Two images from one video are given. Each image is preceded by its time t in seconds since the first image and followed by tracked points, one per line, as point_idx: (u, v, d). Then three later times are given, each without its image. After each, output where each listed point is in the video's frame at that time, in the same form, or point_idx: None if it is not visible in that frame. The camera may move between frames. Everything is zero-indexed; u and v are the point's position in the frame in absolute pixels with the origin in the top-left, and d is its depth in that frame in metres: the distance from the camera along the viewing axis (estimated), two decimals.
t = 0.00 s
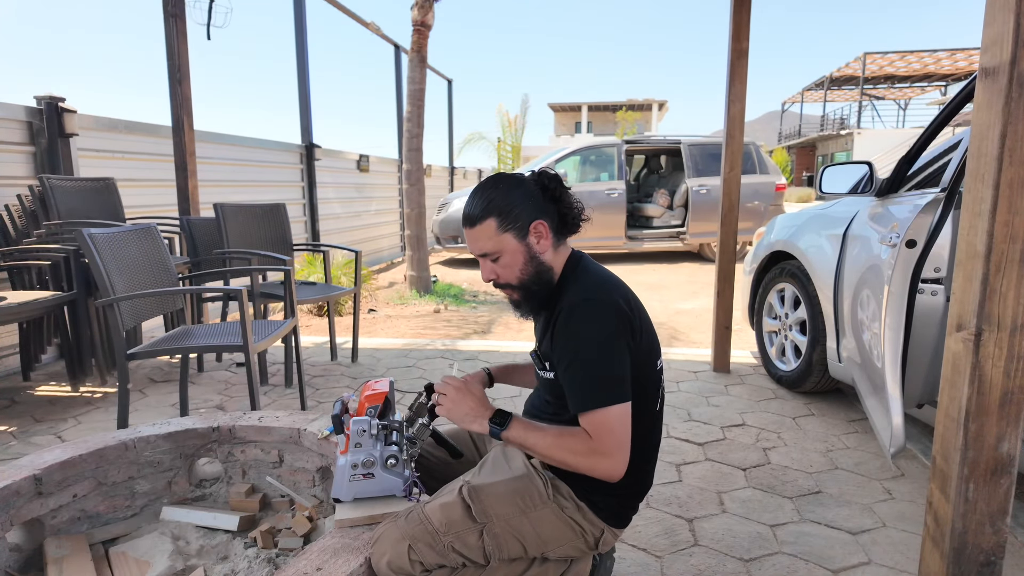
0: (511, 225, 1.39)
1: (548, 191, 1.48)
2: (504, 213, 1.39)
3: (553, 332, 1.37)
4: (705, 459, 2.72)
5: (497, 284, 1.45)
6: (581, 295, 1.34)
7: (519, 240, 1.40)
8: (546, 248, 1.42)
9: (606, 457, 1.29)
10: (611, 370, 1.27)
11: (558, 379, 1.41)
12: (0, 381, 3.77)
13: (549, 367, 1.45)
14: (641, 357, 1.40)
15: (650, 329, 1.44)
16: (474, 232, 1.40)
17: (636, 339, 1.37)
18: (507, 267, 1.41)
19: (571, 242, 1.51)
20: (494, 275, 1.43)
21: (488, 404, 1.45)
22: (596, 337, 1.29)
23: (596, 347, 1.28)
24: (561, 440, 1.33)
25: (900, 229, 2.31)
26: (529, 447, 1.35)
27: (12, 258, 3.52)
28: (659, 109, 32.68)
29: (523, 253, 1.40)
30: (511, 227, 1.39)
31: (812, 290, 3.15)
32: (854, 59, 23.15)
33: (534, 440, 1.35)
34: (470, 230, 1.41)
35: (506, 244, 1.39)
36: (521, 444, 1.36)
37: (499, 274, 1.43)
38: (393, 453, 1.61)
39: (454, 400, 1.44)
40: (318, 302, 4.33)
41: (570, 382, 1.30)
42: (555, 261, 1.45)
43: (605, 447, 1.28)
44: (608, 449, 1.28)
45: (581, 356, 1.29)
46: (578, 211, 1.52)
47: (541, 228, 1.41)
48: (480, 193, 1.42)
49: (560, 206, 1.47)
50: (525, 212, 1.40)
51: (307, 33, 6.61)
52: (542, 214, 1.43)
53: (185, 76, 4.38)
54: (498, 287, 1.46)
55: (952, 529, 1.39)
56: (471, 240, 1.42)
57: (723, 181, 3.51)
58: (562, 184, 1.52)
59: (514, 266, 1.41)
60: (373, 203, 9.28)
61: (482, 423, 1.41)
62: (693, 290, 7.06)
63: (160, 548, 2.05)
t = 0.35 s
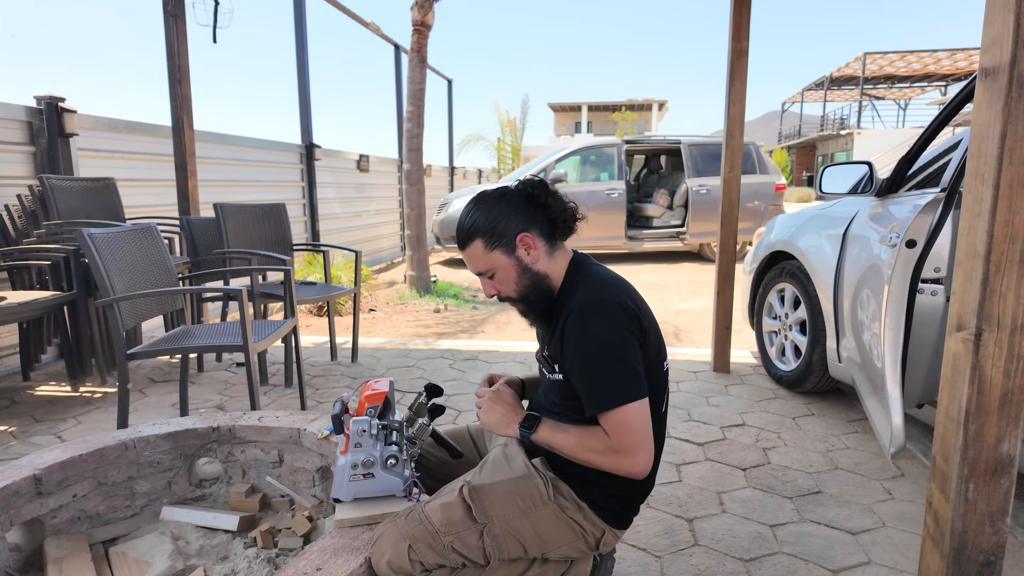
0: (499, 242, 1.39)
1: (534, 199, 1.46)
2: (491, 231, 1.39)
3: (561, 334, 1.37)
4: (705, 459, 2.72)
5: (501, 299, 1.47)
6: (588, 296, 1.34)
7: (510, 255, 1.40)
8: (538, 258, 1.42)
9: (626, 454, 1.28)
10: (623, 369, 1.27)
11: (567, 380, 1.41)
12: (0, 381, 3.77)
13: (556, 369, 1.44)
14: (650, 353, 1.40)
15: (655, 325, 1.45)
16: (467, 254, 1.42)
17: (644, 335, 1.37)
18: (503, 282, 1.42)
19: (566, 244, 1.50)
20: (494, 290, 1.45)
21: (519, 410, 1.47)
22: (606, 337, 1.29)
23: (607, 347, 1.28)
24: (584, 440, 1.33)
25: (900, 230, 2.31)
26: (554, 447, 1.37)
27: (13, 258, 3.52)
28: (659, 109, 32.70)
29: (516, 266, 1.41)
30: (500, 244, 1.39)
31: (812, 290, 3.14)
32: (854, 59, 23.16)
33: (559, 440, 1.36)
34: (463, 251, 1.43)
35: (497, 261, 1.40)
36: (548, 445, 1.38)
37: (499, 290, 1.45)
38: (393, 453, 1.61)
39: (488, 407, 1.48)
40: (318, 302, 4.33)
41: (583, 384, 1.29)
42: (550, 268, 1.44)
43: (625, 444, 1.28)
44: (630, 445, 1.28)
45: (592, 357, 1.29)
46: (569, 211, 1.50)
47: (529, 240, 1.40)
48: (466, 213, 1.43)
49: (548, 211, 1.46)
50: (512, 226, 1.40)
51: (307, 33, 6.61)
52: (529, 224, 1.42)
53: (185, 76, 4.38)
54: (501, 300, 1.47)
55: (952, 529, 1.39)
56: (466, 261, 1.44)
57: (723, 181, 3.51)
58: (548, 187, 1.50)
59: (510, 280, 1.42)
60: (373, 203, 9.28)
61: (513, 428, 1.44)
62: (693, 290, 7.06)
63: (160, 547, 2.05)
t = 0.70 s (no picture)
0: (496, 246, 1.39)
1: (529, 199, 1.46)
2: (487, 235, 1.39)
3: (563, 334, 1.37)
4: (705, 457, 2.72)
5: (502, 301, 1.47)
6: (588, 295, 1.34)
7: (508, 258, 1.40)
8: (535, 259, 1.42)
9: (632, 452, 1.29)
10: (626, 368, 1.27)
11: (569, 380, 1.41)
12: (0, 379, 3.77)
13: (558, 369, 1.44)
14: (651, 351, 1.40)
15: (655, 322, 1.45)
16: (465, 259, 1.42)
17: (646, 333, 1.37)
18: (503, 285, 1.42)
19: (563, 243, 1.49)
20: (495, 294, 1.45)
21: (524, 418, 1.47)
22: (609, 336, 1.29)
23: (610, 346, 1.28)
24: (589, 442, 1.33)
25: (900, 228, 2.31)
26: (559, 452, 1.37)
27: (13, 256, 3.52)
28: (659, 108, 32.69)
29: (515, 269, 1.41)
30: (497, 247, 1.39)
31: (812, 289, 3.14)
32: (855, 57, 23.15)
33: (564, 445, 1.36)
34: (461, 257, 1.43)
35: (496, 264, 1.40)
36: (554, 451, 1.38)
37: (500, 293, 1.44)
38: (393, 451, 1.61)
39: (491, 416, 1.48)
40: (318, 301, 4.33)
41: (586, 384, 1.29)
42: (548, 269, 1.44)
43: (629, 443, 1.28)
44: (635, 443, 1.28)
45: (595, 356, 1.29)
46: (564, 210, 1.49)
47: (525, 241, 1.40)
48: (462, 219, 1.43)
49: (544, 211, 1.45)
50: (508, 228, 1.40)
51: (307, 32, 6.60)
52: (525, 226, 1.41)
53: (184, 75, 4.37)
54: (502, 303, 1.47)
55: (952, 527, 1.39)
56: (466, 266, 1.44)
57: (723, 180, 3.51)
58: (542, 187, 1.49)
59: (510, 283, 1.42)
60: (373, 202, 9.28)
61: (518, 436, 1.44)
62: (693, 288, 7.07)
63: (160, 546, 2.05)
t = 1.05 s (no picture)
0: (492, 245, 1.39)
1: (523, 197, 1.45)
2: (483, 235, 1.39)
3: (563, 333, 1.37)
4: (705, 454, 2.72)
5: (500, 300, 1.48)
6: (588, 293, 1.34)
7: (503, 257, 1.40)
8: (531, 258, 1.41)
9: (637, 447, 1.29)
10: (626, 365, 1.27)
11: (571, 378, 1.41)
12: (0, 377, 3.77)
13: (559, 368, 1.44)
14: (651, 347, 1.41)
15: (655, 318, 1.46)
16: (462, 260, 1.42)
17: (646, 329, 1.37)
18: (500, 284, 1.43)
19: (559, 240, 1.49)
20: (493, 293, 1.45)
21: (526, 420, 1.46)
22: (609, 334, 1.29)
23: (610, 343, 1.28)
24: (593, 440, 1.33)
25: (900, 225, 2.31)
26: (564, 451, 1.37)
27: (13, 253, 3.52)
28: (659, 105, 32.66)
29: (511, 268, 1.41)
30: (493, 247, 1.39)
31: (812, 286, 3.15)
32: (855, 54, 23.12)
33: (568, 444, 1.36)
34: (458, 257, 1.43)
35: (492, 264, 1.40)
36: (559, 450, 1.38)
37: (498, 292, 1.45)
38: (393, 448, 1.61)
39: (492, 419, 1.47)
40: (317, 298, 4.33)
41: (588, 383, 1.29)
42: (545, 267, 1.44)
43: (634, 438, 1.28)
44: (639, 436, 1.28)
45: (595, 354, 1.29)
46: (560, 207, 1.49)
47: (521, 240, 1.40)
48: (457, 219, 1.43)
49: (539, 209, 1.45)
50: (503, 228, 1.40)
51: (307, 28, 6.59)
52: (520, 225, 1.41)
53: (183, 71, 4.36)
54: (501, 302, 1.48)
55: (951, 524, 1.39)
56: (462, 266, 1.44)
57: (723, 177, 3.51)
58: (537, 185, 1.49)
59: (507, 282, 1.42)
60: (373, 198, 9.27)
61: (521, 438, 1.42)
62: (693, 285, 7.07)
63: (160, 543, 2.05)
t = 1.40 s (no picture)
0: (492, 243, 1.39)
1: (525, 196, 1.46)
2: (483, 233, 1.39)
3: (565, 330, 1.37)
4: (705, 452, 2.72)
5: (500, 297, 1.47)
6: (589, 290, 1.34)
7: (503, 254, 1.40)
8: (531, 255, 1.41)
9: (642, 442, 1.29)
10: (628, 361, 1.27)
11: (573, 375, 1.41)
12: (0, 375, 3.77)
13: (560, 366, 1.44)
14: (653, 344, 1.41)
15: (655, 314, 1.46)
16: (462, 257, 1.42)
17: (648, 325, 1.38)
18: (500, 282, 1.43)
19: (560, 239, 1.49)
20: (493, 291, 1.45)
21: (530, 419, 1.46)
22: (610, 329, 1.29)
23: (612, 339, 1.28)
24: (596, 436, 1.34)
25: (900, 224, 2.31)
26: (568, 448, 1.38)
27: (13, 252, 3.52)
28: (659, 103, 32.63)
29: (511, 265, 1.41)
30: (493, 244, 1.39)
31: (812, 284, 3.15)
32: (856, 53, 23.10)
33: (572, 440, 1.37)
34: (459, 253, 1.44)
35: (492, 261, 1.40)
36: (563, 448, 1.39)
37: (498, 289, 1.45)
38: (393, 446, 1.61)
39: (495, 422, 1.47)
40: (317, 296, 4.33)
41: (591, 380, 1.30)
42: (545, 265, 1.44)
43: (639, 433, 1.28)
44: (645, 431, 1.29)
45: (597, 350, 1.29)
46: (561, 206, 1.49)
47: (521, 238, 1.40)
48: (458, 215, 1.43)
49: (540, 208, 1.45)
50: (504, 225, 1.40)
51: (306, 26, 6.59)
52: (520, 222, 1.41)
53: (183, 69, 4.36)
54: (501, 299, 1.48)
55: (951, 522, 1.39)
56: (463, 263, 1.44)
57: (724, 176, 3.51)
58: (538, 183, 1.49)
59: (507, 279, 1.42)
60: (373, 197, 9.27)
61: (526, 437, 1.42)
62: (693, 284, 7.07)
63: (161, 541, 2.05)
